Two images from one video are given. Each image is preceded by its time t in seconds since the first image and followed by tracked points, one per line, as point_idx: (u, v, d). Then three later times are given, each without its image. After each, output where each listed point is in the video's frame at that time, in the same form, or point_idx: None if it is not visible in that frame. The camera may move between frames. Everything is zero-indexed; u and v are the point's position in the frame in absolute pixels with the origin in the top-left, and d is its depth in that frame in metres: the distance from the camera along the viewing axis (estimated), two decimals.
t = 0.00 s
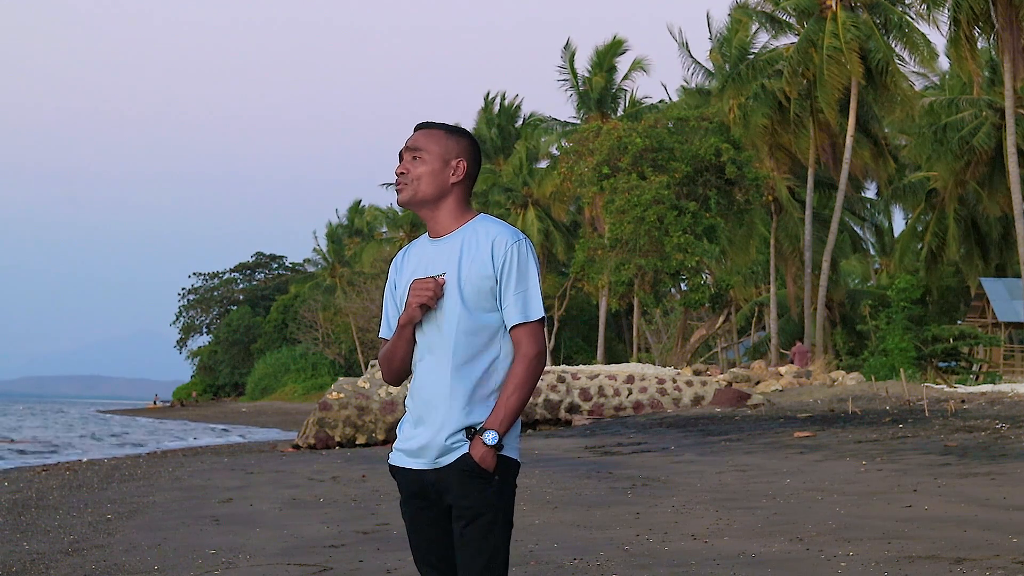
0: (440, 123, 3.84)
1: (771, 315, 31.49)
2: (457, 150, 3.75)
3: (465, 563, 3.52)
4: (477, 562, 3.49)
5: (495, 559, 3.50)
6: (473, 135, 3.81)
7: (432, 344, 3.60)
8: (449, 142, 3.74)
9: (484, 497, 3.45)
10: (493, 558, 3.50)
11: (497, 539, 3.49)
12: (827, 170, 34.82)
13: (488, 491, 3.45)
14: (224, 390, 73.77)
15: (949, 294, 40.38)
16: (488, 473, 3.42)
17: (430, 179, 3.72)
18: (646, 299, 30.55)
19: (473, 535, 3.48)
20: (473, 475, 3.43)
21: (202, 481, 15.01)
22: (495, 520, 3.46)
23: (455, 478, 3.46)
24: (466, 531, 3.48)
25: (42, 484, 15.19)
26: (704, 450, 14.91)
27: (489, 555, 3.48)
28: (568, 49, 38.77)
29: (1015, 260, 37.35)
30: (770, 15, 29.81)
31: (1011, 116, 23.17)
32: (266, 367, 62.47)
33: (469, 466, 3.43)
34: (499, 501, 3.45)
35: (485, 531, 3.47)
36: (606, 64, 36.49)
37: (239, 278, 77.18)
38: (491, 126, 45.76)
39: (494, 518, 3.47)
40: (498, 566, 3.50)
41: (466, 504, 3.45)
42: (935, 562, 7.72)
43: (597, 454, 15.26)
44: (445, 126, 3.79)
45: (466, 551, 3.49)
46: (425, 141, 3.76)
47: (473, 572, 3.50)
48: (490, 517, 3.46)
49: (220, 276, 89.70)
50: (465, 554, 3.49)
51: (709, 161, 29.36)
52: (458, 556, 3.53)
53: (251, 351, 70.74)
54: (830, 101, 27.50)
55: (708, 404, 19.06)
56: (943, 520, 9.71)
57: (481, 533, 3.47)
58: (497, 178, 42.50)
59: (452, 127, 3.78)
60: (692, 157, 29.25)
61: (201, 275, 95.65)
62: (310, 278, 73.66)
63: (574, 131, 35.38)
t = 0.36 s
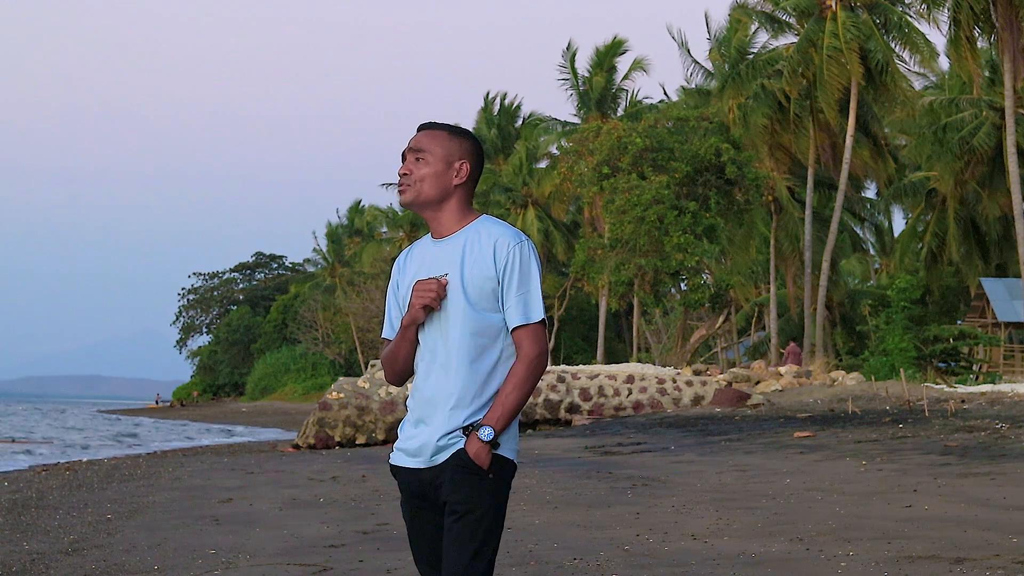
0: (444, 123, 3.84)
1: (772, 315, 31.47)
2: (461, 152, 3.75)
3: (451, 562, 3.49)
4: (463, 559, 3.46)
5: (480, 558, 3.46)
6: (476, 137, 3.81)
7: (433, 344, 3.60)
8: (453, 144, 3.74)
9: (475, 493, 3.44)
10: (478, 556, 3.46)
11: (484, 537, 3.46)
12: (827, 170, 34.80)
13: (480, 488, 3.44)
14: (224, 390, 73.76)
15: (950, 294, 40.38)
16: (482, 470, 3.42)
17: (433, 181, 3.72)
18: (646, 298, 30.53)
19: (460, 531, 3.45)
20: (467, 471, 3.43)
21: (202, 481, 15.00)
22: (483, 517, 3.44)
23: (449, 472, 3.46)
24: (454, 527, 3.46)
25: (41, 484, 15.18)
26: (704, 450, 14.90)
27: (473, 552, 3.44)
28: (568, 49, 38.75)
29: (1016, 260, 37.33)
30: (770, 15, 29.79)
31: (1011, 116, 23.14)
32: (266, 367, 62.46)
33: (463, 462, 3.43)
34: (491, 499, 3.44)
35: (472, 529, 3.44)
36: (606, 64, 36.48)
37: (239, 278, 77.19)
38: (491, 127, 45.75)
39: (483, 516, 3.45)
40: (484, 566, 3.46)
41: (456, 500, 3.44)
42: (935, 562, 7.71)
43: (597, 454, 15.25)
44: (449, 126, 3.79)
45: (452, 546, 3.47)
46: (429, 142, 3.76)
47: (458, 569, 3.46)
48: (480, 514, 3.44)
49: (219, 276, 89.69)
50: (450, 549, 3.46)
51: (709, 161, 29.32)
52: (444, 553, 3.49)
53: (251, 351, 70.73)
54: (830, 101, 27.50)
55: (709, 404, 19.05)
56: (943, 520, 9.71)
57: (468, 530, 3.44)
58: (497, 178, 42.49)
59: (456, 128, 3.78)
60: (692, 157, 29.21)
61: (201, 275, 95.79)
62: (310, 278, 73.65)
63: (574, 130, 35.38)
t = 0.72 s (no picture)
0: (447, 123, 3.84)
1: (772, 315, 31.49)
2: (466, 153, 3.75)
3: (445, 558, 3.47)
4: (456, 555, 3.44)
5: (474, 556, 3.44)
6: (480, 138, 3.81)
7: (434, 344, 3.60)
8: (456, 145, 3.74)
9: (472, 491, 3.44)
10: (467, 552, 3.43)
11: (479, 534, 3.45)
12: (827, 170, 34.79)
13: (481, 483, 3.44)
14: (224, 390, 73.77)
15: (949, 294, 40.38)
16: (483, 467, 3.43)
17: (438, 183, 3.71)
18: (646, 298, 30.54)
19: (456, 527, 3.45)
20: (467, 467, 3.43)
21: (202, 481, 15.00)
22: (480, 514, 3.43)
23: (449, 469, 3.47)
24: (451, 522, 3.45)
25: (42, 485, 15.19)
26: (704, 450, 14.91)
27: (464, 548, 3.43)
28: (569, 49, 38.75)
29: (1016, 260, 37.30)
30: (771, 15, 29.79)
31: (1011, 116, 23.12)
32: (266, 367, 62.47)
33: (464, 457, 3.44)
34: (490, 496, 3.44)
35: (468, 525, 3.43)
36: (606, 64, 36.48)
37: (239, 278, 77.19)
38: (491, 127, 45.75)
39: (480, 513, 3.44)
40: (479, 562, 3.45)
41: (455, 495, 3.44)
42: (934, 562, 7.71)
43: (597, 454, 15.25)
44: (452, 127, 3.78)
45: (446, 543, 3.46)
46: (432, 144, 3.75)
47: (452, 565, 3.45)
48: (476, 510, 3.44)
49: (219, 276, 89.66)
50: (445, 545, 3.45)
51: (709, 162, 29.29)
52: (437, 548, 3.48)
53: (251, 351, 70.72)
54: (829, 101, 27.49)
55: (709, 404, 19.06)
56: (943, 520, 9.71)
57: (464, 526, 3.43)
58: (497, 179, 42.46)
59: (459, 129, 3.78)
60: (692, 157, 29.19)
61: (202, 274, 95.88)
62: (310, 278, 73.64)
63: (574, 131, 35.38)
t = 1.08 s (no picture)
0: (449, 123, 3.84)
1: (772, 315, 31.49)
2: (470, 154, 3.75)
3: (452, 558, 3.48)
4: (465, 556, 3.46)
5: (482, 557, 3.46)
6: (482, 140, 3.81)
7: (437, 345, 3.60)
8: (460, 147, 3.74)
9: (481, 491, 3.45)
10: (480, 551, 3.46)
11: (489, 534, 3.47)
12: (827, 170, 34.78)
13: (489, 484, 3.45)
14: (224, 390, 73.76)
15: (949, 293, 40.40)
16: (491, 468, 3.44)
17: (443, 182, 3.71)
18: (646, 298, 30.53)
19: (465, 528, 3.46)
20: (474, 468, 3.44)
21: (202, 481, 15.00)
22: (490, 515, 3.45)
23: (458, 470, 3.47)
24: (459, 522, 3.46)
25: (42, 485, 15.18)
26: (704, 450, 14.90)
27: (474, 549, 3.44)
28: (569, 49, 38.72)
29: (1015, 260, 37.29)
30: (771, 15, 29.77)
31: (1011, 116, 23.12)
32: (266, 367, 62.46)
33: (472, 457, 3.45)
34: (498, 497, 3.45)
35: (476, 527, 3.45)
36: (606, 64, 36.49)
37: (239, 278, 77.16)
38: (491, 127, 45.73)
39: (489, 514, 3.46)
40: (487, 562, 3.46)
41: (463, 497, 3.45)
42: (934, 561, 7.72)
43: (597, 454, 15.24)
44: (455, 128, 3.79)
45: (455, 544, 3.47)
46: (437, 144, 3.75)
47: (459, 566, 3.46)
48: (486, 511, 3.45)
49: (219, 276, 89.63)
50: (454, 546, 3.46)
51: (709, 161, 29.29)
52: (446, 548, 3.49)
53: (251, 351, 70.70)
54: (829, 101, 27.50)
55: (708, 404, 19.06)
56: (943, 520, 9.71)
57: (473, 527, 3.45)
58: (497, 179, 42.45)
59: (462, 130, 3.78)
60: (692, 157, 29.20)
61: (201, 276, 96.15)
62: (310, 278, 73.62)
63: (574, 131, 35.38)
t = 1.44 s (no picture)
0: (453, 124, 3.83)
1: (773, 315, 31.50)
2: (475, 157, 3.75)
3: (464, 565, 3.53)
4: (477, 565, 3.50)
5: (494, 565, 3.51)
6: (485, 141, 3.81)
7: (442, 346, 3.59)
8: (465, 149, 3.74)
9: (491, 500, 3.49)
10: (494, 560, 3.51)
11: (501, 541, 3.52)
12: (827, 170, 34.78)
13: (499, 492, 3.48)
14: (224, 390, 73.73)
15: (949, 293, 40.40)
16: (501, 476, 3.46)
17: (449, 186, 3.71)
18: (646, 298, 30.54)
19: (477, 537, 3.50)
20: (484, 477, 3.47)
21: (202, 481, 15.00)
22: (502, 523, 3.50)
23: (467, 478, 3.49)
24: (470, 531, 3.50)
25: (42, 484, 15.18)
26: (704, 450, 14.90)
27: (488, 557, 3.49)
28: (568, 49, 38.70)
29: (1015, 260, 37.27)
30: (770, 16, 29.77)
31: (1011, 116, 23.12)
32: (266, 367, 62.43)
33: (481, 466, 3.47)
34: (508, 505, 3.49)
35: (490, 535, 3.49)
36: (606, 64, 36.47)
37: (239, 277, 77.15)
38: (491, 127, 45.71)
39: (499, 522, 3.50)
40: (498, 569, 3.51)
41: (474, 506, 3.49)
42: (933, 561, 7.73)
43: (597, 454, 15.24)
44: (459, 129, 3.78)
45: (466, 553, 3.51)
46: (441, 147, 3.73)
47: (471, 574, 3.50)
48: (497, 521, 3.50)
49: (220, 276, 89.61)
50: (466, 554, 3.50)
51: (709, 162, 29.30)
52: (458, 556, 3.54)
53: (251, 351, 70.68)
54: (829, 101, 27.51)
55: (709, 404, 19.06)
56: (943, 520, 9.72)
57: (485, 536, 3.49)
58: (497, 178, 42.43)
59: (465, 131, 3.77)
60: (692, 157, 29.21)
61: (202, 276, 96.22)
62: (310, 278, 73.60)
63: (574, 131, 35.39)
